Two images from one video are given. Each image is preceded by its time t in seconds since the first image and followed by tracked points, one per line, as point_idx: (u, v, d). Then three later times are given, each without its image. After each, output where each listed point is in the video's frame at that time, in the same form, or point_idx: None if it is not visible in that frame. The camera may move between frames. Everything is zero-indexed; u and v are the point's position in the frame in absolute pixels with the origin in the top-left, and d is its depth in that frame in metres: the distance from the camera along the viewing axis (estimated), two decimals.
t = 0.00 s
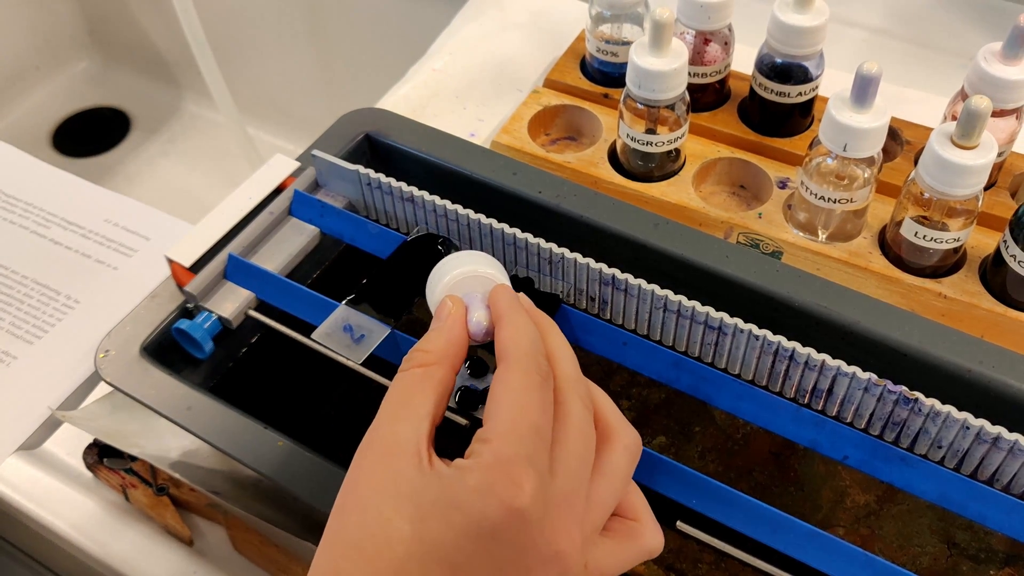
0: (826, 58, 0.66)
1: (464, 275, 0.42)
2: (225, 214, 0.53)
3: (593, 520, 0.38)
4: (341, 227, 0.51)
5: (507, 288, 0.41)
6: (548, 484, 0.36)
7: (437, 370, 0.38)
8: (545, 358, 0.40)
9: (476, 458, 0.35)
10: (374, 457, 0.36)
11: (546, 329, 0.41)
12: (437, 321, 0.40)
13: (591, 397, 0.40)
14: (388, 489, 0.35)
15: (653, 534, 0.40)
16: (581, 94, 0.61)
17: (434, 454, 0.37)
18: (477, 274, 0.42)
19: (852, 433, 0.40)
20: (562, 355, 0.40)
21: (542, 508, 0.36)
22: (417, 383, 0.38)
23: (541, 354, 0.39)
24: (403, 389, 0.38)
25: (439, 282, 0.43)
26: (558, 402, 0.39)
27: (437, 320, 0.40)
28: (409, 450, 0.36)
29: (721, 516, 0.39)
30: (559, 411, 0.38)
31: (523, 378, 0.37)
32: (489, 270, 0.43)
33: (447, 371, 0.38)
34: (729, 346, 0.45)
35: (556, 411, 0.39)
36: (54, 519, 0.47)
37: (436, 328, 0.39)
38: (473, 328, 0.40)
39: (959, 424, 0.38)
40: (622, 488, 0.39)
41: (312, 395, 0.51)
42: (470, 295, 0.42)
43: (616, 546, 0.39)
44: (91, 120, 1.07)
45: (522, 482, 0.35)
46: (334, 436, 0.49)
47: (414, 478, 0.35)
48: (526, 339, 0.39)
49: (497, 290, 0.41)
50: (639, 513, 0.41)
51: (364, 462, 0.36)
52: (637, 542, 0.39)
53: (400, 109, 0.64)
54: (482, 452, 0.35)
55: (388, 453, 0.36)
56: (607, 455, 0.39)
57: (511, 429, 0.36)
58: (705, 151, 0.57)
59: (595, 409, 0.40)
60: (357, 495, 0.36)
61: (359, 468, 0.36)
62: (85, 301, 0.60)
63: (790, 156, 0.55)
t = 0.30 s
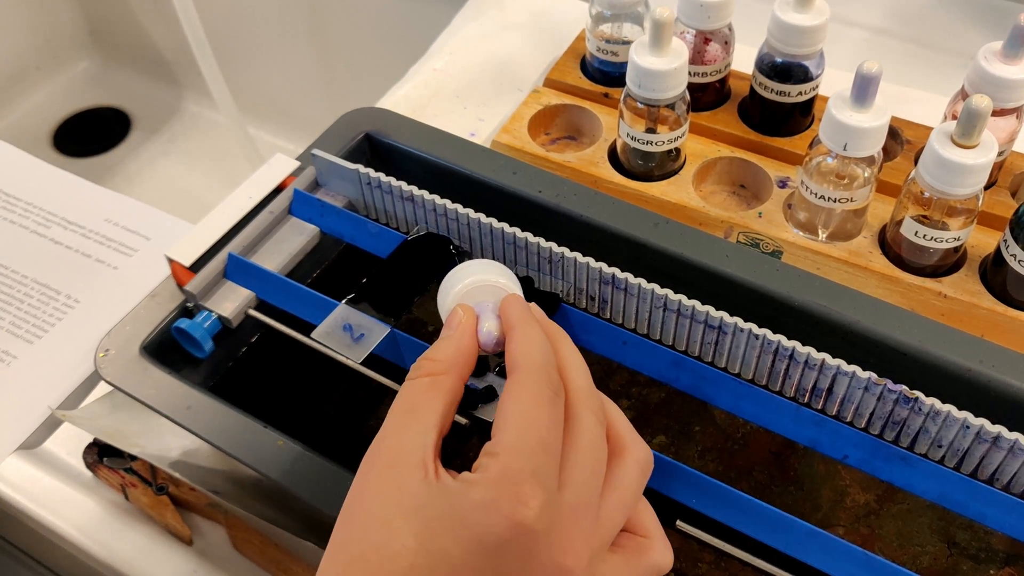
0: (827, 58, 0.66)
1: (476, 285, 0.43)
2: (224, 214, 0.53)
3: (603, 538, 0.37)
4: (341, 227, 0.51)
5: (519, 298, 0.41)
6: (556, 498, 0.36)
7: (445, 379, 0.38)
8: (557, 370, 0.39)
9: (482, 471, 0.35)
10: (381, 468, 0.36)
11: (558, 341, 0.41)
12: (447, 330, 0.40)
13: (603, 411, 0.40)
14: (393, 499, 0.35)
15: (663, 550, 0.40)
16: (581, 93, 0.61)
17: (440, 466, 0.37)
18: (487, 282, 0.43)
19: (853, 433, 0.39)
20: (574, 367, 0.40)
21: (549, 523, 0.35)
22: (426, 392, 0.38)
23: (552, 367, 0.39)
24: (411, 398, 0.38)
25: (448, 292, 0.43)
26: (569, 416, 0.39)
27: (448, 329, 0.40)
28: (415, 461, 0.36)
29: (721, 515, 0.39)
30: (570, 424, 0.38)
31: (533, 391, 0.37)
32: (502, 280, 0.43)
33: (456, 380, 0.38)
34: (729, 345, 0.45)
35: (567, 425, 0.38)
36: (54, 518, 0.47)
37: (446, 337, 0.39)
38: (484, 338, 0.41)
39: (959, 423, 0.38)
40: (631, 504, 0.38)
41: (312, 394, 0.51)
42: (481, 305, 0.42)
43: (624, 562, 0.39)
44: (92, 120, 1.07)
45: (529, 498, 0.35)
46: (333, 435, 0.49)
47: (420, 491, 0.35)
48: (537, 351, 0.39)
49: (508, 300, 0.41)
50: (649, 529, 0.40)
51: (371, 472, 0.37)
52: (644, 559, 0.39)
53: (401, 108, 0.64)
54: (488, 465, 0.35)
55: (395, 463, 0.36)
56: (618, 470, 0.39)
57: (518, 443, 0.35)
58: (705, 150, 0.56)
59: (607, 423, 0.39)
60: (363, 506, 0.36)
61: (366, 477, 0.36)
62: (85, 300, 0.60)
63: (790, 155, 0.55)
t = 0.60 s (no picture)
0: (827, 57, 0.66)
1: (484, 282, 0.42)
2: (225, 214, 0.53)
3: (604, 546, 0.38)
4: (341, 226, 0.51)
5: (527, 296, 0.41)
6: (556, 507, 0.36)
7: (448, 380, 0.38)
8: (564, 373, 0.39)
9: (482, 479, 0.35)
10: (379, 473, 0.36)
11: (566, 342, 0.40)
12: (453, 327, 0.40)
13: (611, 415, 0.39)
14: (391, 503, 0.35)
15: (666, 560, 0.40)
16: (581, 93, 0.61)
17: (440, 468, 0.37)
18: (488, 279, 0.42)
19: (853, 433, 0.39)
20: (581, 370, 0.40)
21: (547, 533, 0.35)
22: (430, 393, 0.37)
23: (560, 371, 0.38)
24: (414, 399, 0.38)
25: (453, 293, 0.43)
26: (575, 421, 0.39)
27: (453, 326, 0.40)
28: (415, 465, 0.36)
29: (722, 515, 0.39)
30: (575, 430, 0.38)
31: (537, 397, 0.37)
32: (511, 277, 0.42)
33: (459, 382, 0.38)
34: (729, 345, 0.45)
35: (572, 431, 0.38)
36: (54, 518, 0.47)
37: (452, 336, 0.39)
38: (490, 337, 0.40)
39: (960, 423, 0.38)
40: (635, 511, 0.38)
41: (312, 394, 0.51)
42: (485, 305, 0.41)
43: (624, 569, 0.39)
44: (92, 120, 1.07)
45: (528, 511, 0.35)
46: (334, 435, 0.49)
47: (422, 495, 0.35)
48: (544, 354, 0.38)
49: (516, 299, 0.40)
50: (652, 536, 0.40)
51: (370, 473, 0.37)
52: (647, 567, 0.39)
53: (401, 108, 0.64)
54: (488, 473, 0.35)
55: (395, 466, 0.36)
56: (621, 477, 0.39)
57: (519, 453, 0.35)
58: (706, 150, 0.56)
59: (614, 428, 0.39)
60: (361, 508, 0.36)
61: (365, 478, 0.36)
62: (86, 300, 0.60)
63: (790, 155, 0.55)
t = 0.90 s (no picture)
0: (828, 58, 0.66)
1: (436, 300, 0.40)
2: (226, 215, 0.53)
3: None
4: (342, 228, 0.50)
5: (469, 317, 0.38)
6: (472, 552, 0.34)
7: (373, 409, 0.36)
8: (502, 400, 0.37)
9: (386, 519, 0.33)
10: (293, 503, 0.34)
11: (508, 365, 0.38)
12: (388, 349, 0.38)
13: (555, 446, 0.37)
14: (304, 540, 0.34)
15: None
16: (582, 93, 0.61)
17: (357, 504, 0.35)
18: (428, 298, 0.40)
19: (856, 434, 0.39)
20: (522, 396, 0.37)
21: None
22: (353, 423, 0.36)
23: (492, 399, 0.35)
24: (338, 428, 0.36)
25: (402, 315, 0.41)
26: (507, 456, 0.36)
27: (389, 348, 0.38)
28: (329, 501, 0.34)
29: (724, 516, 0.39)
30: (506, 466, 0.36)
31: (461, 429, 0.34)
32: (464, 297, 0.40)
33: (386, 411, 0.36)
34: (732, 346, 0.45)
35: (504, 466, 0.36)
36: (56, 519, 0.47)
37: (384, 360, 0.37)
38: (426, 359, 0.37)
39: (963, 424, 0.38)
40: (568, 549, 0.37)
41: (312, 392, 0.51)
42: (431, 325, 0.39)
43: None
44: (93, 120, 1.07)
45: (427, 559, 0.33)
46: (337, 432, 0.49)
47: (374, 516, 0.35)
48: (476, 382, 0.35)
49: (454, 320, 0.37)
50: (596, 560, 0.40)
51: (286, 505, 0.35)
52: None
53: (402, 109, 0.64)
54: (393, 513, 0.33)
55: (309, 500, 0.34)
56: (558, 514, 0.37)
57: (428, 494, 0.33)
58: (708, 150, 0.56)
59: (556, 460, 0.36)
60: (276, 543, 0.34)
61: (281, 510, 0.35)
62: (88, 301, 0.60)
63: (792, 155, 0.55)
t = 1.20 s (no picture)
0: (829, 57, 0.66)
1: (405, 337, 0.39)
2: (226, 216, 0.53)
3: None
4: (342, 228, 0.50)
5: (442, 348, 0.38)
6: None
7: (344, 447, 0.37)
8: (474, 442, 0.37)
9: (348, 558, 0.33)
10: (257, 539, 0.35)
11: (483, 405, 0.38)
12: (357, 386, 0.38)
13: (523, 489, 0.38)
14: None
15: None
16: (582, 94, 0.61)
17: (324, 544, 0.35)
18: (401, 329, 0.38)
19: (857, 434, 0.39)
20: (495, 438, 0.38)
21: None
22: (323, 462, 0.36)
23: (463, 441, 0.36)
24: (308, 465, 0.36)
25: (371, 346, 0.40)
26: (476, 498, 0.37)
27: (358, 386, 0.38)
28: (293, 539, 0.34)
29: (725, 518, 0.39)
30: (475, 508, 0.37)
31: (428, 468, 0.35)
32: (437, 329, 0.39)
33: (357, 448, 0.37)
34: (732, 347, 0.45)
35: (473, 507, 0.37)
36: (56, 520, 0.47)
37: (355, 396, 0.37)
38: (397, 394, 0.37)
39: (963, 425, 0.38)
40: None
41: (308, 393, 0.51)
42: (405, 359, 0.39)
43: None
44: (94, 121, 1.07)
45: None
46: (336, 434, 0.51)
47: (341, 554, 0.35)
48: (446, 420, 0.36)
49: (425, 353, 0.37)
50: None
51: (249, 539, 0.35)
52: None
53: (402, 109, 0.64)
54: (356, 551, 0.33)
55: (269, 537, 0.34)
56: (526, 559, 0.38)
57: (393, 535, 0.33)
58: (708, 151, 0.56)
59: (524, 504, 0.38)
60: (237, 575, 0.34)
61: (243, 543, 0.35)
62: (88, 302, 0.60)
63: (793, 156, 0.55)
